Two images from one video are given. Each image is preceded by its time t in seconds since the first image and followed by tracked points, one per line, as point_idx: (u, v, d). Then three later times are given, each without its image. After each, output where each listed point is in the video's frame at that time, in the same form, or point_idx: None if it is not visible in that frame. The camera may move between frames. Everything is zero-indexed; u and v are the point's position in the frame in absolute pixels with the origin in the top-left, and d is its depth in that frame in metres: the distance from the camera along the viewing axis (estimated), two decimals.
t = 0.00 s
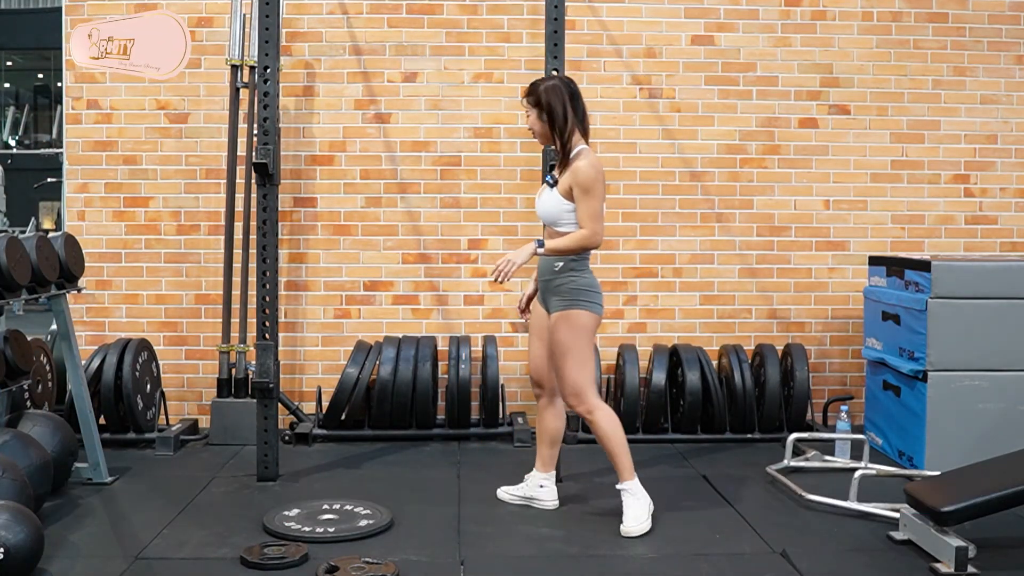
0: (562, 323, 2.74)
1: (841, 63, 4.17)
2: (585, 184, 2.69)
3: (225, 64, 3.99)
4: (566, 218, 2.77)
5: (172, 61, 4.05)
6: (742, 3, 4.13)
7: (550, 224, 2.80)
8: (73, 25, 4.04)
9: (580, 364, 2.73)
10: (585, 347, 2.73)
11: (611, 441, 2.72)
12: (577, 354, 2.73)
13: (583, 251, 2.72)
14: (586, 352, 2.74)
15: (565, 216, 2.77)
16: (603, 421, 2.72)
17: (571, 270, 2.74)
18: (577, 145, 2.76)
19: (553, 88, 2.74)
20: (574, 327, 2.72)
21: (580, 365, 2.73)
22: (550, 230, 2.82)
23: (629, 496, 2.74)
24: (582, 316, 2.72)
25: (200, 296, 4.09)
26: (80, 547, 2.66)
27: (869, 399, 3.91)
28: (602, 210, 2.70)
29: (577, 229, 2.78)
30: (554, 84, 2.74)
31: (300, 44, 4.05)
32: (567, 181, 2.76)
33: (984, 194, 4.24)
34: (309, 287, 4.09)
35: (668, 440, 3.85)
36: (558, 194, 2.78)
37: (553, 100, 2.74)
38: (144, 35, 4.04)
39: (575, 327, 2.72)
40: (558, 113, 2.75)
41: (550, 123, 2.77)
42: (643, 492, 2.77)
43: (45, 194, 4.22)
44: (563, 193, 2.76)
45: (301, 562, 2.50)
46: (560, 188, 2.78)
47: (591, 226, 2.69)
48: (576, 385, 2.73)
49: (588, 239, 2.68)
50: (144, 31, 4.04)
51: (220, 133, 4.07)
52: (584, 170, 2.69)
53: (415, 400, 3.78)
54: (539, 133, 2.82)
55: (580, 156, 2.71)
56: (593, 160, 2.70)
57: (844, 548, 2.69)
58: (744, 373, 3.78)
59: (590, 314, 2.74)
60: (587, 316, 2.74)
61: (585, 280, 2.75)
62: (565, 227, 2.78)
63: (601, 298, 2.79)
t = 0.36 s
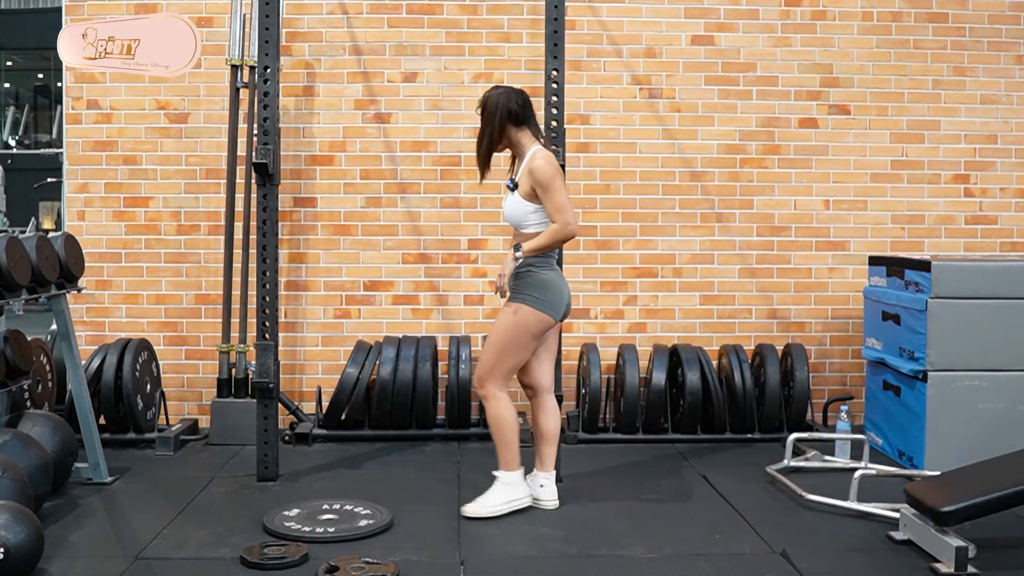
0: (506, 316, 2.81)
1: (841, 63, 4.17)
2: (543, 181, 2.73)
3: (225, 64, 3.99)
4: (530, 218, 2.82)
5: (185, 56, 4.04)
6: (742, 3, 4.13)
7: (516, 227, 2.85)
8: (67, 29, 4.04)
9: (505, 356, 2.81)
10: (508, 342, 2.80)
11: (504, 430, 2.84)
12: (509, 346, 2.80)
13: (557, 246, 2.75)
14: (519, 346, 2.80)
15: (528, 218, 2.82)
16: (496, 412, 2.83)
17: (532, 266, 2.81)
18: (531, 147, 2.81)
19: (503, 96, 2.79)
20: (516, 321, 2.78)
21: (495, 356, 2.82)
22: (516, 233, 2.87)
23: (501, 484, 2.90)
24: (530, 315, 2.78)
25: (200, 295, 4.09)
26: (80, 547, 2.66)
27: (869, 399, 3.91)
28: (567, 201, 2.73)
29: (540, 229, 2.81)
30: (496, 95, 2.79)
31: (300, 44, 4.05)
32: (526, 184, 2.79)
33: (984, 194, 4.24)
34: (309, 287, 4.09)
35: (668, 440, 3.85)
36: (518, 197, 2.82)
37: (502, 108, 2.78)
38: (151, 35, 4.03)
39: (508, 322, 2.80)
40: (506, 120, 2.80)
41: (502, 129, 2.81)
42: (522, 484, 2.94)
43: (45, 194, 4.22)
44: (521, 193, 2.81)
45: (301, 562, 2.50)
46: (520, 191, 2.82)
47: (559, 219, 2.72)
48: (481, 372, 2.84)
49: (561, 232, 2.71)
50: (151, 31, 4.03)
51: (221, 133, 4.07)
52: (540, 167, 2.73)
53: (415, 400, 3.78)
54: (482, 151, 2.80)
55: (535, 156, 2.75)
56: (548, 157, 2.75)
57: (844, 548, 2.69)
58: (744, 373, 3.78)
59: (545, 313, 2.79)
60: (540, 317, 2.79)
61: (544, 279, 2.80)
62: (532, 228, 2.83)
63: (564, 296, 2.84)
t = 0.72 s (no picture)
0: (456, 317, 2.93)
1: (841, 63, 4.17)
2: (485, 185, 2.80)
3: (225, 64, 3.99)
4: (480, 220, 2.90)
5: (187, 54, 4.03)
6: (742, 3, 4.13)
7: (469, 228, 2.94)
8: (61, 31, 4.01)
9: (456, 358, 2.92)
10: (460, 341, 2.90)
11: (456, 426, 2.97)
12: (459, 348, 2.91)
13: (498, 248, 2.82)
14: (467, 346, 2.89)
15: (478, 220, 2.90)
16: (449, 411, 2.96)
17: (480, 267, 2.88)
18: (491, 151, 2.89)
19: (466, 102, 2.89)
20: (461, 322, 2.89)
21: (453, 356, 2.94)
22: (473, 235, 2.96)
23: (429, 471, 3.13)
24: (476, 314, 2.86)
25: (200, 295, 4.09)
26: (80, 547, 2.66)
27: (869, 399, 3.91)
28: (508, 205, 2.79)
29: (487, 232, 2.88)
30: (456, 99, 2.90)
31: (300, 44, 4.05)
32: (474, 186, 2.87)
33: (984, 194, 4.24)
34: (309, 287, 4.09)
35: (668, 441, 3.85)
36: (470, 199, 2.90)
37: (464, 114, 2.89)
38: (150, 35, 4.02)
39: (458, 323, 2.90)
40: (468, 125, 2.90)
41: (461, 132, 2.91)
42: (448, 475, 3.13)
43: (45, 194, 4.22)
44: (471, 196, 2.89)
45: (301, 562, 2.50)
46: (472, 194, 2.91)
47: (499, 222, 2.79)
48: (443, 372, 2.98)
49: (499, 235, 2.78)
50: (150, 31, 4.02)
51: (220, 133, 4.07)
52: (484, 171, 2.80)
53: (415, 400, 3.78)
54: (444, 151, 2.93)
55: (485, 159, 2.83)
56: (497, 161, 2.82)
57: (844, 548, 2.68)
58: (744, 373, 3.78)
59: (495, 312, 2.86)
60: (486, 317, 2.86)
61: (490, 280, 2.86)
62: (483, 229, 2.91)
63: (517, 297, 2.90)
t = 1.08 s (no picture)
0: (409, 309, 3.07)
1: (841, 63, 4.17)
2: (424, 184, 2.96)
3: (225, 64, 3.99)
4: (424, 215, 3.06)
5: (185, 53, 4.03)
6: (742, 3, 4.13)
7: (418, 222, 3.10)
8: (58, 32, 4.00)
9: (421, 351, 3.04)
10: (424, 334, 3.02)
11: (434, 418, 3.06)
12: (423, 341, 3.03)
13: (424, 246, 2.96)
14: (425, 336, 3.02)
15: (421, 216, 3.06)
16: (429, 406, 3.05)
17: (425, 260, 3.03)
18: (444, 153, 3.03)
19: (434, 101, 3.03)
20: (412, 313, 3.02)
21: (419, 350, 3.05)
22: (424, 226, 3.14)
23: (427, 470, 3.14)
24: (417, 304, 3.01)
25: (200, 295, 4.09)
26: (80, 547, 2.66)
27: (869, 399, 3.91)
28: (441, 207, 2.94)
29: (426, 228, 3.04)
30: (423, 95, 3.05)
31: (300, 44, 4.05)
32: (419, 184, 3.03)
33: (984, 194, 4.24)
34: (309, 287, 4.09)
35: (668, 440, 3.85)
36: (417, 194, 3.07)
37: (432, 113, 3.03)
38: (149, 35, 4.01)
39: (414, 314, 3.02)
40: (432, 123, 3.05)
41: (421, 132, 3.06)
42: (446, 473, 3.15)
43: (45, 194, 4.22)
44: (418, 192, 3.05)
45: (301, 562, 2.50)
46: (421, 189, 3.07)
47: (431, 223, 2.94)
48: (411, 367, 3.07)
49: (425, 234, 2.93)
50: (148, 32, 4.01)
51: (220, 133, 4.07)
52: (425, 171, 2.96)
53: (415, 400, 3.78)
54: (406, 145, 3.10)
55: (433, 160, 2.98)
56: (444, 164, 2.96)
57: (844, 548, 2.68)
58: (744, 373, 3.79)
59: (433, 304, 3.00)
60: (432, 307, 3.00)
61: (433, 274, 3.00)
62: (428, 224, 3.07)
63: (458, 294, 3.02)
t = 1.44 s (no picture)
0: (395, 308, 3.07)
1: (841, 63, 4.17)
2: (410, 180, 2.98)
3: (225, 64, 3.99)
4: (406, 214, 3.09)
5: (183, 53, 4.01)
6: (742, 3, 4.13)
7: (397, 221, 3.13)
8: (55, 32, 3.98)
9: (416, 348, 3.05)
10: (420, 331, 3.04)
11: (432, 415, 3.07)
12: (418, 338, 3.05)
13: (413, 241, 2.99)
14: (421, 332, 3.05)
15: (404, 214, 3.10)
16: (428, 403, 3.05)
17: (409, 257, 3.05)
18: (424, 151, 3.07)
19: (414, 102, 3.07)
20: (406, 310, 3.03)
21: (413, 347, 3.05)
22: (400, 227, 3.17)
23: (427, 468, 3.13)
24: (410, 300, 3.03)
25: (200, 295, 4.09)
26: (80, 547, 2.66)
27: (869, 399, 3.91)
28: (430, 200, 2.96)
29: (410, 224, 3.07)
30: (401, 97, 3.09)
31: (300, 44, 4.05)
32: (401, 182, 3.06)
33: (984, 194, 4.24)
34: (309, 287, 4.09)
35: (668, 441, 3.85)
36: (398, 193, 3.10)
37: (414, 113, 3.07)
38: (148, 35, 4.00)
39: (407, 312, 3.03)
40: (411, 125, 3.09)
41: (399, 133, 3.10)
42: (445, 471, 3.15)
43: (45, 194, 4.22)
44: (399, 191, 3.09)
45: (301, 562, 2.50)
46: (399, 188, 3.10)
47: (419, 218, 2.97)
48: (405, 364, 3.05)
49: (418, 227, 2.96)
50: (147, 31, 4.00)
51: (220, 133, 4.07)
52: (411, 167, 2.98)
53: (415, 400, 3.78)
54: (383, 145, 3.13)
55: (415, 157, 3.01)
56: (427, 160, 3.00)
57: (844, 548, 2.68)
58: (744, 373, 3.79)
59: (425, 300, 3.04)
60: (426, 305, 3.04)
61: (421, 272, 3.04)
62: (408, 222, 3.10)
63: (445, 291, 3.08)
